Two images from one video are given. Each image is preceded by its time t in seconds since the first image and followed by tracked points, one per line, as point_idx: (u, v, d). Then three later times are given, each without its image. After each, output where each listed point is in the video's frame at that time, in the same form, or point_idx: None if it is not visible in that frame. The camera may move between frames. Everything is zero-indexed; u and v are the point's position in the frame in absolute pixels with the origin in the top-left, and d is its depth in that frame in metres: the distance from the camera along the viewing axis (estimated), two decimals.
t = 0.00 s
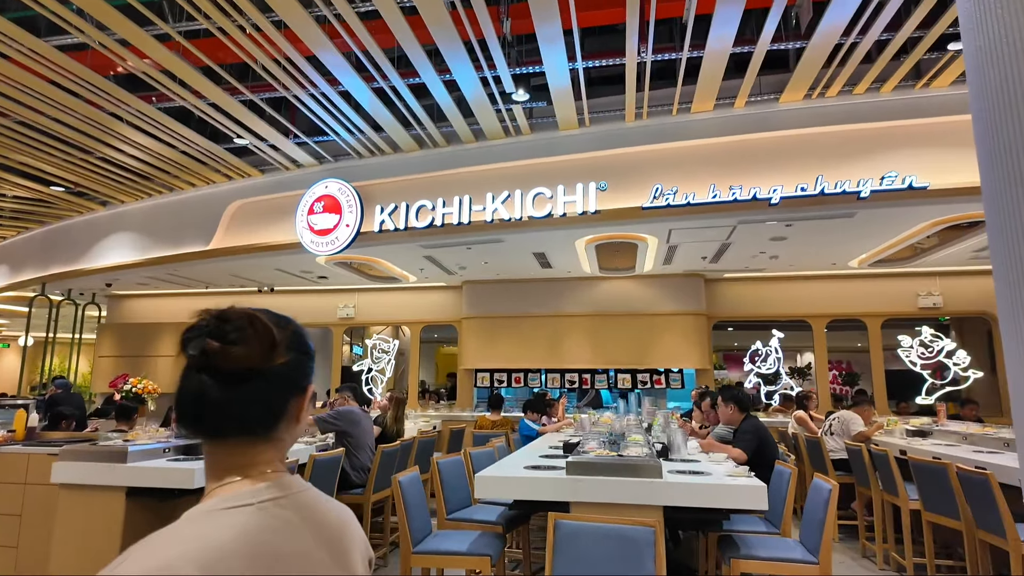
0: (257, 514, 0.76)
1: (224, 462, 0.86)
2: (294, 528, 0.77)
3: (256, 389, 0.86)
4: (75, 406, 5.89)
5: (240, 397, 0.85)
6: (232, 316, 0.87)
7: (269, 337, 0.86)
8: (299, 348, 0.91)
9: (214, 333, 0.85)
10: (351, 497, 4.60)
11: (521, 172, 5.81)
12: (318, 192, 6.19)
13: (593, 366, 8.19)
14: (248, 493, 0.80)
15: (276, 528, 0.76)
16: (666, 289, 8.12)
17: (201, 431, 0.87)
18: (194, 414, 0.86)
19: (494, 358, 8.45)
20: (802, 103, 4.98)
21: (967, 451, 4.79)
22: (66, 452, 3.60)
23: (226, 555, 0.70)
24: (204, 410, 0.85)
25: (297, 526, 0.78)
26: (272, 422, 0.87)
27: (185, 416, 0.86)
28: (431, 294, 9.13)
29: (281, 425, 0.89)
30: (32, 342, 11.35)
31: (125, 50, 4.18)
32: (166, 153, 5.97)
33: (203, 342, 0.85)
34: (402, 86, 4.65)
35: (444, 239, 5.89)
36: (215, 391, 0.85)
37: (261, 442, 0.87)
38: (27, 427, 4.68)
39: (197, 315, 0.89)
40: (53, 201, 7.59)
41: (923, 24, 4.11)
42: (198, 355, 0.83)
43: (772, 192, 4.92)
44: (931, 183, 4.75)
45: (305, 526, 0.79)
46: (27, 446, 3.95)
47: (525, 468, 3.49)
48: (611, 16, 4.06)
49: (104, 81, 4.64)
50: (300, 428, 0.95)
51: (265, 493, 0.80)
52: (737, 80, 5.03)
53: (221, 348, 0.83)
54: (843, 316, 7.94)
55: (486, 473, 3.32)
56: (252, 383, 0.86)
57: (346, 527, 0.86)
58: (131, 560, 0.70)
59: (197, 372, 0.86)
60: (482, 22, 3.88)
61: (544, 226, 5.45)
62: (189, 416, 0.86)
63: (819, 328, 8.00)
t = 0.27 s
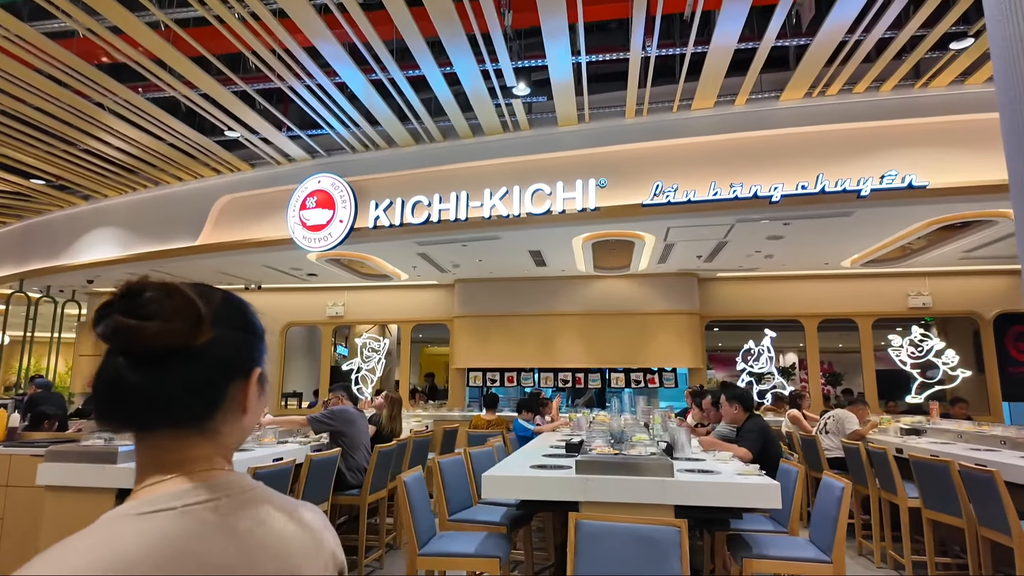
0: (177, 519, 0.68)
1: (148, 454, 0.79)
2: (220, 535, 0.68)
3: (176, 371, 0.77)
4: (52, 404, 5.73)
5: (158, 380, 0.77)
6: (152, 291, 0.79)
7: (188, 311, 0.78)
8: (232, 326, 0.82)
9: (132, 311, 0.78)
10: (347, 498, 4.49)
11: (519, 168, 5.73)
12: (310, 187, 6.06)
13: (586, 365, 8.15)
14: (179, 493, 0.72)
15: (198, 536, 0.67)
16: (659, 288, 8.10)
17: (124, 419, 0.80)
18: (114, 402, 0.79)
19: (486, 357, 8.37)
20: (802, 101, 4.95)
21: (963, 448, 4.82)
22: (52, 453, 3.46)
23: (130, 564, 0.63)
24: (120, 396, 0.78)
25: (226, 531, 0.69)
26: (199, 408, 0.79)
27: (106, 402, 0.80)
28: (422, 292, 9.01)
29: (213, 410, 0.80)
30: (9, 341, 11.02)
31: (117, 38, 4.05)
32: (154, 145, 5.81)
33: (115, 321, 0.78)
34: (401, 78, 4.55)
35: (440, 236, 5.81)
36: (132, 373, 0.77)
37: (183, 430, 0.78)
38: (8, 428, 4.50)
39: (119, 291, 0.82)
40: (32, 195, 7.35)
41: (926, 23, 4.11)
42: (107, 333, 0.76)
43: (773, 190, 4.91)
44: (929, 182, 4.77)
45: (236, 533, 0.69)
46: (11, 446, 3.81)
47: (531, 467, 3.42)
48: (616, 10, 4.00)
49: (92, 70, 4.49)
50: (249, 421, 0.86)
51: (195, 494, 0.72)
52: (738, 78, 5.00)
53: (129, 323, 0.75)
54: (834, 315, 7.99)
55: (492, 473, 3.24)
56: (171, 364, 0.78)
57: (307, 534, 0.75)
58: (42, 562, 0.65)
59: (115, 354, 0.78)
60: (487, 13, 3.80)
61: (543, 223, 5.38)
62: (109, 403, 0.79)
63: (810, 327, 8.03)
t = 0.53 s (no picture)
0: (181, 532, 0.64)
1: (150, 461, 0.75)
2: (225, 546, 0.64)
3: (181, 370, 0.73)
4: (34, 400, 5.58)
5: (157, 378, 0.72)
6: (158, 285, 0.75)
7: (194, 305, 0.73)
8: (243, 322, 0.78)
9: (136, 305, 0.74)
10: (351, 500, 4.40)
11: (522, 166, 5.68)
12: (309, 184, 5.96)
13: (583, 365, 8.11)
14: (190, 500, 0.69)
15: (203, 550, 0.63)
16: (657, 288, 8.07)
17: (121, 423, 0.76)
18: (116, 404, 0.74)
19: (483, 357, 8.30)
20: (808, 101, 4.96)
21: (965, 448, 4.85)
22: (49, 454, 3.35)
23: None
24: (119, 397, 0.74)
25: (232, 543, 0.64)
26: (205, 411, 0.74)
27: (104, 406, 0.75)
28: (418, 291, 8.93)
29: (219, 413, 0.75)
30: None
31: (115, 27, 3.94)
32: (148, 139, 5.68)
33: (117, 316, 0.74)
34: (407, 73, 4.48)
35: (441, 234, 5.74)
36: (134, 372, 0.73)
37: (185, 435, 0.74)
38: None
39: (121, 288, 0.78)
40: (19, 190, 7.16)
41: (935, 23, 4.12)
42: (109, 329, 0.72)
43: (779, 189, 4.90)
44: (934, 182, 4.79)
45: (243, 543, 0.65)
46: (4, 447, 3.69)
47: (544, 468, 3.37)
48: (629, 6, 3.96)
49: (87, 60, 4.37)
50: (264, 423, 0.81)
51: (204, 503, 0.68)
52: (745, 77, 4.98)
53: (131, 315, 0.71)
54: (830, 316, 8.03)
55: (506, 474, 3.18)
56: (175, 362, 0.73)
57: (327, 542, 0.70)
58: None
59: (119, 352, 0.75)
60: (498, 8, 3.74)
61: (547, 222, 5.34)
62: (113, 405, 0.75)
63: (806, 327, 8.07)
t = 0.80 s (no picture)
0: (320, 524, 0.65)
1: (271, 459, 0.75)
2: (360, 541, 0.65)
3: (311, 373, 0.73)
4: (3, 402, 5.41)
5: (288, 381, 0.73)
6: (286, 289, 0.76)
7: (326, 310, 0.74)
8: (362, 329, 0.79)
9: (267, 308, 0.74)
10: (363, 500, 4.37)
11: (532, 165, 5.66)
12: (316, 181, 5.92)
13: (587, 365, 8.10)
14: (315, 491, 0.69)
15: (341, 542, 0.64)
16: (660, 288, 8.07)
17: (245, 422, 0.76)
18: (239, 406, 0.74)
19: (486, 357, 8.28)
20: (819, 102, 4.99)
21: (974, 447, 4.89)
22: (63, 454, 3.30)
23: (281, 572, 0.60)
24: (246, 396, 0.73)
25: (366, 538, 0.66)
26: (328, 412, 0.74)
27: (230, 404, 0.76)
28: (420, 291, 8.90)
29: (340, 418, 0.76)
30: None
31: (127, 21, 3.89)
32: (153, 135, 5.61)
33: (247, 319, 0.74)
34: (421, 70, 4.45)
35: (450, 232, 5.71)
36: (263, 376, 0.73)
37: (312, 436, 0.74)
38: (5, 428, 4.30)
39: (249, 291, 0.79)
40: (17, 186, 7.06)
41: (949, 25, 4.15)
42: (243, 330, 0.72)
43: (791, 189, 4.92)
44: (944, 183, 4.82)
45: (375, 538, 0.67)
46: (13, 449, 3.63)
47: (565, 467, 3.36)
48: (647, 5, 3.95)
49: (96, 54, 4.31)
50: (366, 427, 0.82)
51: (328, 494, 0.69)
52: (758, 77, 5.00)
53: (269, 320, 0.71)
54: (832, 316, 8.08)
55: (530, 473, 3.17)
56: (305, 365, 0.74)
57: (430, 546, 0.73)
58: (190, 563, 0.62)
59: (243, 354, 0.74)
60: (518, 5, 3.72)
61: (558, 221, 5.32)
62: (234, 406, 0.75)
63: (809, 328, 8.11)
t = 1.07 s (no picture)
0: (455, 515, 0.84)
1: (409, 444, 1.01)
2: (480, 531, 0.85)
3: (447, 375, 1.01)
4: None
5: (430, 379, 1.00)
6: (428, 311, 1.04)
7: (462, 329, 1.01)
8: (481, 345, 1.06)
9: (418, 324, 1.02)
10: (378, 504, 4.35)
11: (543, 168, 5.66)
12: (326, 183, 5.90)
13: (592, 367, 8.11)
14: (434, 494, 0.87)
15: (470, 531, 0.83)
16: (666, 290, 8.09)
17: (389, 415, 1.02)
18: (390, 393, 1.01)
19: (491, 359, 8.28)
20: (831, 107, 5.04)
21: (982, 450, 4.94)
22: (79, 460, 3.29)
23: (435, 552, 0.78)
24: (397, 387, 1.01)
25: (481, 527, 0.86)
26: (455, 405, 1.01)
27: (380, 391, 1.03)
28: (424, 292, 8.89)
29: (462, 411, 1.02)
30: None
31: (146, 22, 3.87)
32: (162, 136, 5.58)
33: (405, 331, 1.01)
34: (438, 72, 4.45)
35: (461, 235, 5.70)
36: (411, 374, 1.00)
37: (442, 427, 1.00)
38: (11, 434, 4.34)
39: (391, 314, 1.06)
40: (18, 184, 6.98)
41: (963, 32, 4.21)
42: (402, 339, 0.99)
43: (803, 193, 4.94)
44: (954, 188, 4.87)
45: (485, 528, 0.86)
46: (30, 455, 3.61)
47: (588, 470, 3.36)
48: (667, 9, 3.97)
49: (112, 55, 4.28)
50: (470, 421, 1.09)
51: (451, 494, 0.88)
52: (771, 81, 5.04)
53: (423, 333, 0.98)
54: (835, 319, 8.14)
55: (555, 477, 3.17)
56: (442, 368, 1.01)
57: (517, 538, 0.94)
58: (350, 554, 0.77)
59: (397, 356, 1.01)
60: (540, 9, 3.73)
61: (570, 224, 5.33)
62: (386, 393, 1.02)
63: (812, 330, 8.17)
